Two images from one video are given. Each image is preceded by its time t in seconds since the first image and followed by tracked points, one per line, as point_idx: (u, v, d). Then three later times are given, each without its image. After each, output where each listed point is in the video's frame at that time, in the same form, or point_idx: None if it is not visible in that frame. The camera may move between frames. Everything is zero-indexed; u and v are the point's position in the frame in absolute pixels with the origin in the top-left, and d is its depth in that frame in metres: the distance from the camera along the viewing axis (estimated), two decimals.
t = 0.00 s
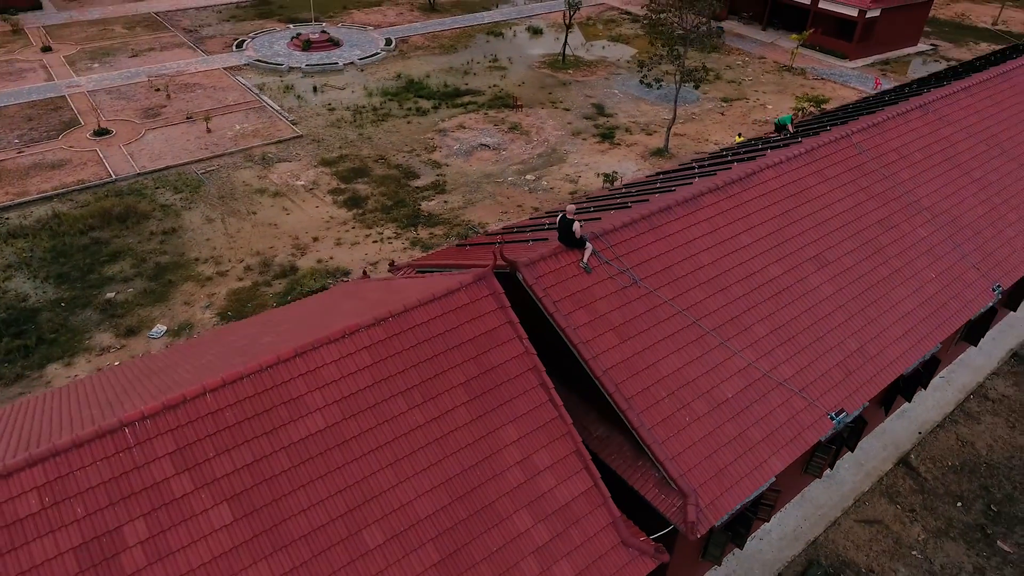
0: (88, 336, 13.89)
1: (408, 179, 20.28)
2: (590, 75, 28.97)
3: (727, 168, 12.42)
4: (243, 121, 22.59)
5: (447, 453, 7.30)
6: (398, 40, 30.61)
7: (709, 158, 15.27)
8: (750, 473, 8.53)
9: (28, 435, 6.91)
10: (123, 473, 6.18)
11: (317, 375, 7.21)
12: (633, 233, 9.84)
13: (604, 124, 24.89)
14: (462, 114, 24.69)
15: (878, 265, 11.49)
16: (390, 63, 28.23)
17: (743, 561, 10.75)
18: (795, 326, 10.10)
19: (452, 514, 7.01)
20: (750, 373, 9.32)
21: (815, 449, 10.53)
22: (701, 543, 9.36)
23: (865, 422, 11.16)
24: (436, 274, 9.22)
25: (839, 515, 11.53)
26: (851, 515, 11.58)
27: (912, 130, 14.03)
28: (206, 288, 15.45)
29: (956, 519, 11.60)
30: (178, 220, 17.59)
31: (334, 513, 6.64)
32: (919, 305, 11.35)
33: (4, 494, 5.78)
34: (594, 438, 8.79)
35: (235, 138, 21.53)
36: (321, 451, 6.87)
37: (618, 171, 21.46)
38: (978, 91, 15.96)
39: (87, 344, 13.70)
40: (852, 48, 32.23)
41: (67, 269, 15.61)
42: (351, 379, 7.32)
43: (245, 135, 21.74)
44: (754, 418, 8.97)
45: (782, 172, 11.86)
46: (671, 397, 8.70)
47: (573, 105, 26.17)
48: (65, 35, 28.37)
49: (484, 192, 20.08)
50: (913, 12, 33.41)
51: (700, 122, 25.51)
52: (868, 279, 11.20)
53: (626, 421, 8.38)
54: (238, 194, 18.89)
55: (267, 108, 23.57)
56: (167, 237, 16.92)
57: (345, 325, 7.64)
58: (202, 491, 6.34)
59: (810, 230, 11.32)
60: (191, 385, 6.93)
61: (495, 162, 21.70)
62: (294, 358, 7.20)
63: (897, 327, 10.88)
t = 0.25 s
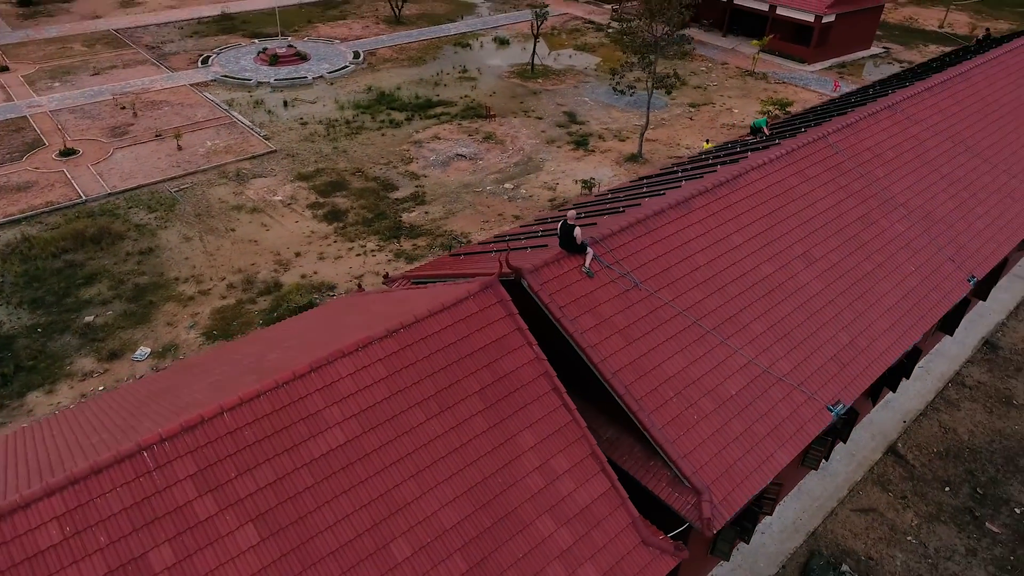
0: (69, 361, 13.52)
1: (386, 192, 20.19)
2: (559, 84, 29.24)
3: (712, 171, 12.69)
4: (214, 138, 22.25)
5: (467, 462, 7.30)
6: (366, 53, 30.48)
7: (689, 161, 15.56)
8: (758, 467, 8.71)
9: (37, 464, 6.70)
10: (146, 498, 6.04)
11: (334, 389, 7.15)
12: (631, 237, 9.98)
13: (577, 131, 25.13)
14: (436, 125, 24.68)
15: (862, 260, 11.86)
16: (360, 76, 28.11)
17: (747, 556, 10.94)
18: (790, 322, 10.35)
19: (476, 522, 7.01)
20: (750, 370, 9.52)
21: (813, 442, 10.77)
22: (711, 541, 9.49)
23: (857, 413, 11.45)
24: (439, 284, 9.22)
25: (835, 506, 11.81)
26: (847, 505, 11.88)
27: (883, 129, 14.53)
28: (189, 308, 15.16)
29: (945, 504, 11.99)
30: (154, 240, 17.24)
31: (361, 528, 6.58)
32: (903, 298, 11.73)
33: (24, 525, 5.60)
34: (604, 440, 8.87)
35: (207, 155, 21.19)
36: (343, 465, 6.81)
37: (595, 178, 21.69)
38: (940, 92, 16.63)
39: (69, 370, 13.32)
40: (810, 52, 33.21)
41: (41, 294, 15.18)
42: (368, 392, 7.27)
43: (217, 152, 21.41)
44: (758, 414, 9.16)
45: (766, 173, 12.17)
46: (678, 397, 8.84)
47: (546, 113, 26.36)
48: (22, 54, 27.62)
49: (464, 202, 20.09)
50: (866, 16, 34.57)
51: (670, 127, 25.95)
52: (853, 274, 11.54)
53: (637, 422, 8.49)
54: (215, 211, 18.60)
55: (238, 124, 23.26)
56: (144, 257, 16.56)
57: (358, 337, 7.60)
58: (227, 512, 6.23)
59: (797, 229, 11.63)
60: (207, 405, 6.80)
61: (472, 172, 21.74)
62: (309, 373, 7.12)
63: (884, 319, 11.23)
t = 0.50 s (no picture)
0: (49, 388, 13.13)
1: (365, 204, 20.05)
2: (529, 93, 29.42)
3: (697, 174, 12.96)
4: (185, 155, 21.85)
5: (488, 469, 7.32)
6: (333, 66, 30.24)
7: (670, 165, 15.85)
8: (765, 461, 8.90)
9: (48, 492, 6.50)
10: (171, 522, 5.91)
11: (352, 402, 7.10)
12: (628, 241, 10.14)
13: (551, 139, 25.30)
14: (410, 136, 24.61)
15: (845, 256, 12.23)
16: (329, 89, 27.89)
17: (751, 550, 11.13)
18: (783, 319, 10.61)
19: (501, 529, 7.03)
20: (751, 366, 9.73)
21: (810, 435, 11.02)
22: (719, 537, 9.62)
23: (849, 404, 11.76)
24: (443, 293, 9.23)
25: (830, 496, 12.10)
26: (841, 495, 12.18)
27: (855, 130, 15.03)
28: (172, 328, 14.85)
29: (934, 489, 12.38)
30: (130, 260, 16.84)
31: (388, 541, 6.54)
32: (886, 291, 12.12)
33: (48, 556, 5.43)
34: (614, 442, 8.96)
35: (179, 172, 20.80)
36: (367, 478, 6.77)
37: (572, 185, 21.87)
38: (904, 93, 17.29)
39: (50, 397, 12.92)
40: (770, 57, 34.10)
41: (15, 319, 14.74)
42: (386, 404, 7.24)
43: (189, 169, 21.03)
44: (761, 409, 9.36)
45: (751, 174, 12.47)
46: (684, 395, 9.00)
47: (518, 122, 26.47)
48: None
49: (444, 212, 20.06)
50: (821, 21, 35.66)
51: (641, 133, 26.31)
52: (838, 270, 11.89)
53: (647, 422, 8.61)
54: (191, 229, 18.26)
55: (208, 140, 22.88)
56: (121, 278, 16.18)
57: (372, 349, 7.57)
58: (254, 532, 6.14)
59: (783, 228, 11.94)
60: (224, 424, 6.69)
61: (450, 182, 21.71)
62: (327, 387, 7.06)
63: (871, 312, 11.58)
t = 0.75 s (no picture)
0: (32, 415, 12.74)
1: (345, 217, 19.89)
2: (501, 102, 29.55)
3: (683, 177, 13.21)
4: (156, 172, 21.42)
5: (509, 475, 7.34)
6: (302, 79, 29.96)
7: (652, 169, 16.12)
8: (771, 454, 9.09)
9: (64, 519, 6.32)
10: (200, 542, 5.79)
11: (372, 413, 7.06)
12: (626, 244, 10.29)
13: (526, 147, 25.45)
14: (385, 147, 24.50)
15: (829, 253, 12.59)
16: (300, 102, 27.63)
17: (753, 544, 11.33)
18: (777, 316, 10.88)
19: (527, 534, 7.06)
20: (750, 363, 9.94)
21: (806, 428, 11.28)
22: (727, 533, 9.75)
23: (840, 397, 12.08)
24: (448, 302, 9.23)
25: (825, 488, 12.39)
26: (835, 486, 12.48)
27: (829, 132, 15.52)
28: (156, 348, 14.53)
29: (922, 476, 12.78)
30: (107, 280, 16.44)
31: (418, 551, 6.51)
32: (870, 286, 12.51)
33: None
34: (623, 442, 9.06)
35: (151, 189, 20.38)
36: (392, 489, 6.73)
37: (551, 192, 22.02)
38: (871, 95, 17.91)
39: (34, 424, 12.54)
40: (732, 62, 34.92)
41: None
42: (405, 414, 7.22)
43: (162, 186, 20.63)
44: (763, 405, 9.57)
45: (735, 176, 12.78)
46: (690, 394, 9.16)
47: (492, 131, 26.53)
48: None
49: (425, 222, 20.01)
50: (779, 27, 36.64)
51: (614, 139, 26.63)
52: (824, 267, 12.23)
53: (657, 422, 8.73)
54: (168, 247, 17.91)
55: (179, 156, 22.47)
56: (99, 299, 15.79)
57: (387, 360, 7.55)
58: (284, 549, 6.05)
59: (770, 228, 12.25)
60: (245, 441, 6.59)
61: (429, 192, 21.66)
62: (345, 400, 7.01)
63: (857, 307, 11.93)
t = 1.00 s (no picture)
0: (15, 442, 12.34)
1: (326, 230, 19.71)
2: (473, 112, 29.62)
3: (670, 181, 13.46)
4: (128, 190, 20.95)
5: (531, 480, 7.38)
6: (271, 92, 29.61)
7: (635, 173, 16.34)
8: (776, 449, 9.29)
9: (84, 545, 6.15)
10: (233, 561, 5.70)
11: (394, 424, 7.04)
12: (624, 248, 10.46)
13: (502, 156, 25.54)
14: (361, 159, 24.35)
15: (815, 251, 12.94)
16: (270, 116, 27.30)
17: (755, 538, 11.52)
18: (771, 313, 11.14)
19: (553, 537, 7.10)
20: (749, 360, 10.16)
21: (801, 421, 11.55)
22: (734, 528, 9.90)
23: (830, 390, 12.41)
24: (454, 310, 9.25)
25: (819, 480, 12.68)
26: (829, 477, 12.79)
27: (804, 134, 15.98)
28: (141, 369, 14.20)
29: (909, 464, 13.18)
30: (85, 301, 16.02)
31: (449, 560, 6.50)
32: (854, 281, 12.89)
33: None
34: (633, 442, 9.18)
35: (124, 208, 19.94)
36: (419, 499, 6.71)
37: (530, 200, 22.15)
38: (839, 98, 18.50)
39: (18, 452, 12.15)
40: (696, 69, 35.60)
41: None
42: (426, 423, 7.21)
43: (135, 203, 20.19)
44: (764, 400, 9.79)
45: (721, 179, 13.07)
46: (695, 392, 9.32)
47: (466, 141, 26.57)
48: None
49: (407, 233, 19.94)
50: (741, 34, 37.51)
51: (587, 146, 26.89)
52: (811, 265, 12.57)
53: (667, 421, 8.86)
54: (146, 265, 17.54)
55: (150, 173, 22.02)
56: (78, 321, 15.37)
57: (404, 369, 7.53)
58: (317, 563, 5.98)
59: (758, 228, 12.54)
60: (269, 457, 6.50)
61: (409, 203, 21.58)
62: (367, 411, 6.97)
63: (844, 303, 12.29)
